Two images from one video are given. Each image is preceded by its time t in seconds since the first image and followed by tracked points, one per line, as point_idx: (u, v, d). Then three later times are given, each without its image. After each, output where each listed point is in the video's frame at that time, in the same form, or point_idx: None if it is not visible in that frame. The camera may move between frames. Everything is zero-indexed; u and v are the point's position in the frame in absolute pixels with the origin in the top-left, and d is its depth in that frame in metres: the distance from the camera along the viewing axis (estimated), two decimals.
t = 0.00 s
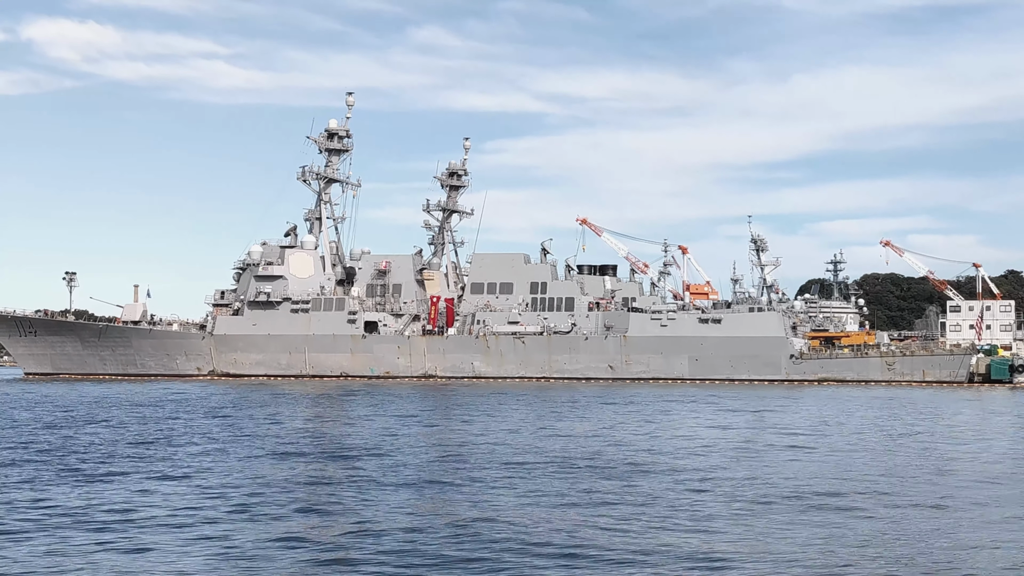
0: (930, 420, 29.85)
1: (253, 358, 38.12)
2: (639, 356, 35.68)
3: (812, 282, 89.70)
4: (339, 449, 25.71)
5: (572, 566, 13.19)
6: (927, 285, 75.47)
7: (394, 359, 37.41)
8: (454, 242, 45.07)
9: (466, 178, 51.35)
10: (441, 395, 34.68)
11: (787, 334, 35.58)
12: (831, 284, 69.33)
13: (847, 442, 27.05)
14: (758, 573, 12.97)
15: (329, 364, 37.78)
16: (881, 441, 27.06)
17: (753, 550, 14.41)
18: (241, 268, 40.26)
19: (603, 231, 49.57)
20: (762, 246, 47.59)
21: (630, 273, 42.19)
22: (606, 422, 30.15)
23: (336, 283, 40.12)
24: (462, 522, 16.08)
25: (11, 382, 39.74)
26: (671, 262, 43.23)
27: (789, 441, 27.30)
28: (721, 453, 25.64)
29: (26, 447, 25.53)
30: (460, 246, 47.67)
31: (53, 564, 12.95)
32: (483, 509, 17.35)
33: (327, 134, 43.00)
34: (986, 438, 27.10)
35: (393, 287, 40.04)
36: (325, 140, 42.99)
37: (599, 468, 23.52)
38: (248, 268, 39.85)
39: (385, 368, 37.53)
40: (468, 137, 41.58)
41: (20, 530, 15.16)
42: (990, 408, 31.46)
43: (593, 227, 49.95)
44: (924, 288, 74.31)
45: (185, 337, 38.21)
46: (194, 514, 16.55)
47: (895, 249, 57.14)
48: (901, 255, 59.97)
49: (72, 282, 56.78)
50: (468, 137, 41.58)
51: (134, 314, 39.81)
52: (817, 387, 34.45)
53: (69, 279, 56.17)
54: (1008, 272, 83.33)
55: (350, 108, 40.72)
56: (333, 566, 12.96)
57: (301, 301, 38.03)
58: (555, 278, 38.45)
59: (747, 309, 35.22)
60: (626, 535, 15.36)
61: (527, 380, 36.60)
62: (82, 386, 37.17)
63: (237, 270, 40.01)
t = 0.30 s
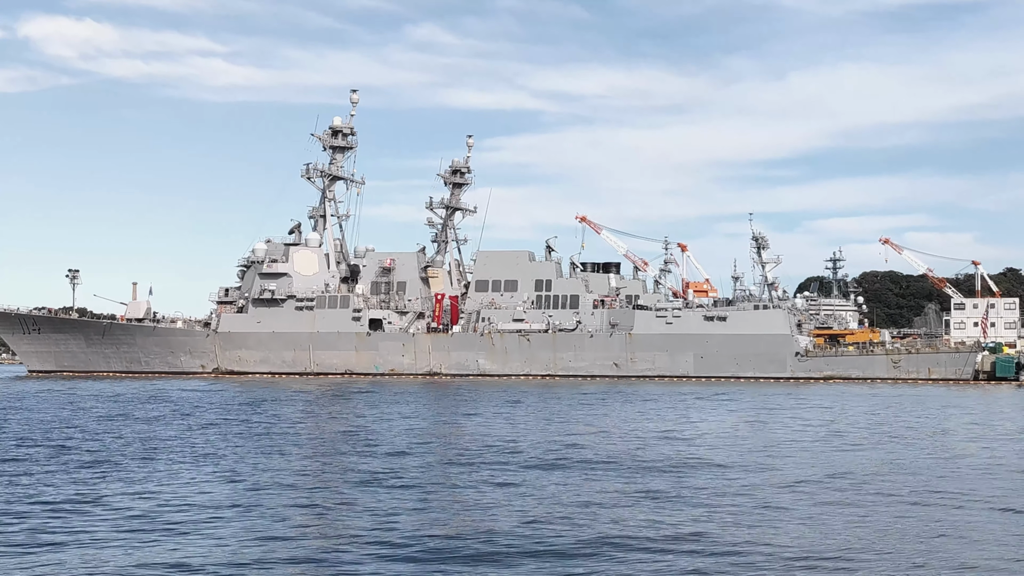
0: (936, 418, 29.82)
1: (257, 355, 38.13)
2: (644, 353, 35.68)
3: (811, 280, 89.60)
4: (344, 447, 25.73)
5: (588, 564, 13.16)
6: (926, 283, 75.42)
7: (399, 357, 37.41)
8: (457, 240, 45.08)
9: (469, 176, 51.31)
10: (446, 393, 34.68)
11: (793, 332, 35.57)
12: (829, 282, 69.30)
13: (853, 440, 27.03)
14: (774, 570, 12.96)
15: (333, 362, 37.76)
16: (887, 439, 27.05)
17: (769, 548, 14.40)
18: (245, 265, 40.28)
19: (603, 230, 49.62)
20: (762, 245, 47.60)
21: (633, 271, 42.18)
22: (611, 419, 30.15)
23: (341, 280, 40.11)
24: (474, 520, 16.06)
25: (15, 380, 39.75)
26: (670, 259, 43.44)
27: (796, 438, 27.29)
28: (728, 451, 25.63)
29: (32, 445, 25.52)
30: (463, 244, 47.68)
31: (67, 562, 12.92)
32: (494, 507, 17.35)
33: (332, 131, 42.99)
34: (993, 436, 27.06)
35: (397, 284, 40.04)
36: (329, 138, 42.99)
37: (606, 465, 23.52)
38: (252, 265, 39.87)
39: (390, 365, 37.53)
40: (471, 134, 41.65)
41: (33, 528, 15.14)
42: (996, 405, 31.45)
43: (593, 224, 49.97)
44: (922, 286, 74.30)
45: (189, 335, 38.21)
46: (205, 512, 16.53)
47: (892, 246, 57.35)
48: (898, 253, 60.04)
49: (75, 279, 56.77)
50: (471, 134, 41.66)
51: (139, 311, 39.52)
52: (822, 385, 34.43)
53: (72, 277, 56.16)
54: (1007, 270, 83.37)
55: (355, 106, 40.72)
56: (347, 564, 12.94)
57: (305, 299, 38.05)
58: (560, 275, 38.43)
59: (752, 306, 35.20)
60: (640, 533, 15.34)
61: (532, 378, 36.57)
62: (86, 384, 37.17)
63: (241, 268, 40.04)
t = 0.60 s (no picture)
0: (943, 414, 29.77)
1: (262, 352, 38.12)
2: (650, 350, 35.66)
3: (809, 276, 89.51)
4: (351, 443, 25.74)
5: (604, 559, 13.16)
6: (926, 279, 75.33)
7: (405, 353, 37.40)
8: (461, 236, 45.05)
9: (473, 171, 51.27)
10: (452, 389, 34.67)
11: (800, 328, 35.54)
12: (828, 278, 69.20)
13: (861, 435, 27.00)
14: (792, 566, 12.95)
15: (339, 358, 37.74)
16: (895, 435, 27.02)
17: (784, 544, 14.38)
18: (250, 262, 40.26)
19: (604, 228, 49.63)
20: (762, 240, 47.65)
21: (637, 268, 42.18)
22: (618, 415, 30.14)
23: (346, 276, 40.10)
24: (486, 516, 16.04)
25: (19, 376, 39.75)
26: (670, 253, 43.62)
27: (802, 434, 27.27)
28: (735, 448, 25.60)
29: (39, 441, 25.52)
30: (467, 240, 47.69)
31: (83, 558, 12.91)
32: (505, 503, 17.34)
33: (336, 127, 42.95)
34: (1001, 433, 27.01)
35: (402, 281, 40.02)
36: (334, 134, 42.95)
37: (613, 461, 23.52)
38: (257, 262, 39.85)
39: (395, 361, 37.52)
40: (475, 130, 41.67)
41: (45, 524, 15.13)
42: (1003, 402, 31.41)
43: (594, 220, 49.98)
44: (921, 282, 74.20)
45: (194, 331, 38.21)
46: (217, 508, 16.52)
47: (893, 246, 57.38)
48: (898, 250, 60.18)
49: (78, 275, 56.68)
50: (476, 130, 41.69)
51: (142, 307, 39.63)
52: (829, 381, 34.41)
53: (75, 273, 56.06)
54: (1006, 266, 83.37)
55: (360, 101, 40.68)
56: (363, 560, 12.92)
57: (310, 295, 38.03)
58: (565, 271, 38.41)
59: (758, 303, 35.15)
60: (653, 529, 15.33)
61: (538, 374, 36.57)
62: (91, 380, 37.16)
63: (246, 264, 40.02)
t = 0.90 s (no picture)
0: (950, 409, 29.75)
1: (266, 347, 38.10)
2: (655, 345, 35.65)
3: (807, 271, 89.72)
4: (357, 438, 25.74)
5: (616, 555, 13.08)
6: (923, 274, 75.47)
7: (409, 348, 37.38)
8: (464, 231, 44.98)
9: (475, 166, 51.21)
10: (456, 384, 34.66)
11: (804, 323, 35.53)
12: (826, 274, 69.33)
13: (867, 430, 27.00)
14: (804, 561, 12.88)
15: (343, 353, 37.72)
16: (902, 429, 27.01)
17: (795, 538, 14.34)
18: (254, 256, 40.23)
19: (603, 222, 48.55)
20: (762, 236, 47.61)
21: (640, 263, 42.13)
22: (624, 410, 30.14)
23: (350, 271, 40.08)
24: (495, 512, 16.00)
25: (22, 371, 39.74)
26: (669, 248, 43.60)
27: (807, 429, 27.23)
28: (739, 442, 25.60)
29: (43, 436, 25.51)
30: (469, 235, 47.64)
31: (92, 553, 12.85)
32: (513, 498, 17.31)
33: (340, 122, 42.89)
34: (1007, 427, 27.00)
35: (406, 275, 39.99)
36: (337, 129, 42.89)
37: (619, 456, 23.52)
38: (260, 256, 39.80)
39: (399, 356, 37.49)
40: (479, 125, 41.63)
41: (52, 519, 15.07)
42: (1008, 397, 31.39)
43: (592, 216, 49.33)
44: (919, 277, 74.33)
45: (197, 326, 38.17)
46: (226, 502, 16.51)
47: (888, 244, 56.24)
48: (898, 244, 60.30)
49: (80, 271, 56.65)
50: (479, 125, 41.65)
51: (146, 302, 39.78)
52: (834, 376, 34.40)
53: (77, 268, 56.05)
54: (1003, 261, 83.50)
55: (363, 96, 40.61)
56: (373, 555, 12.86)
57: (314, 290, 38.02)
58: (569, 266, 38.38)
59: (763, 297, 35.11)
60: (663, 525, 15.27)
61: (542, 369, 36.55)
62: (94, 375, 37.15)
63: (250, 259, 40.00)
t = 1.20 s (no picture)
0: (953, 405, 29.72)
1: (269, 343, 38.07)
2: (657, 341, 35.65)
3: (804, 267, 89.91)
4: (360, 434, 25.74)
5: (629, 550, 13.02)
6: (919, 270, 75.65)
7: (412, 344, 37.36)
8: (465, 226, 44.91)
9: (476, 163, 51.18)
10: (459, 381, 34.64)
11: (808, 319, 35.53)
12: (823, 270, 69.46)
13: (871, 426, 26.99)
14: (818, 557, 12.82)
15: (346, 349, 37.70)
16: (906, 426, 26.99)
17: (807, 535, 14.28)
18: (256, 253, 40.21)
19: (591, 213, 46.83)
20: (762, 232, 47.56)
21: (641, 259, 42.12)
22: (627, 406, 30.11)
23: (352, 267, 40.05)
24: (503, 508, 15.94)
25: (23, 368, 39.71)
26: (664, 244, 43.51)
27: (810, 426, 27.21)
28: (743, 439, 25.58)
29: (46, 433, 25.48)
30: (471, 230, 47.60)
31: (101, 550, 12.77)
32: (521, 495, 17.26)
33: (342, 118, 42.86)
34: (1011, 424, 26.95)
35: (408, 272, 39.95)
36: (339, 125, 42.87)
37: (624, 452, 23.52)
38: (263, 253, 39.76)
39: (402, 353, 37.47)
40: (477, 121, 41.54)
41: (59, 516, 15.01)
42: (1011, 393, 31.36)
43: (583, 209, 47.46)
44: (915, 273, 74.50)
45: (199, 322, 38.13)
46: (232, 499, 16.52)
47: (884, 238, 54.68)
48: (893, 240, 60.55)
49: (82, 266, 56.63)
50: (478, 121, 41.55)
51: (146, 299, 39.51)
52: (837, 372, 34.39)
53: (78, 265, 56.00)
54: (999, 256, 83.59)
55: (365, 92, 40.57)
56: (384, 552, 12.79)
57: (316, 286, 38.01)
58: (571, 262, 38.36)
59: (765, 294, 35.12)
60: (673, 521, 15.22)
61: (545, 365, 36.53)
62: (95, 372, 37.12)
63: (252, 255, 39.98)
